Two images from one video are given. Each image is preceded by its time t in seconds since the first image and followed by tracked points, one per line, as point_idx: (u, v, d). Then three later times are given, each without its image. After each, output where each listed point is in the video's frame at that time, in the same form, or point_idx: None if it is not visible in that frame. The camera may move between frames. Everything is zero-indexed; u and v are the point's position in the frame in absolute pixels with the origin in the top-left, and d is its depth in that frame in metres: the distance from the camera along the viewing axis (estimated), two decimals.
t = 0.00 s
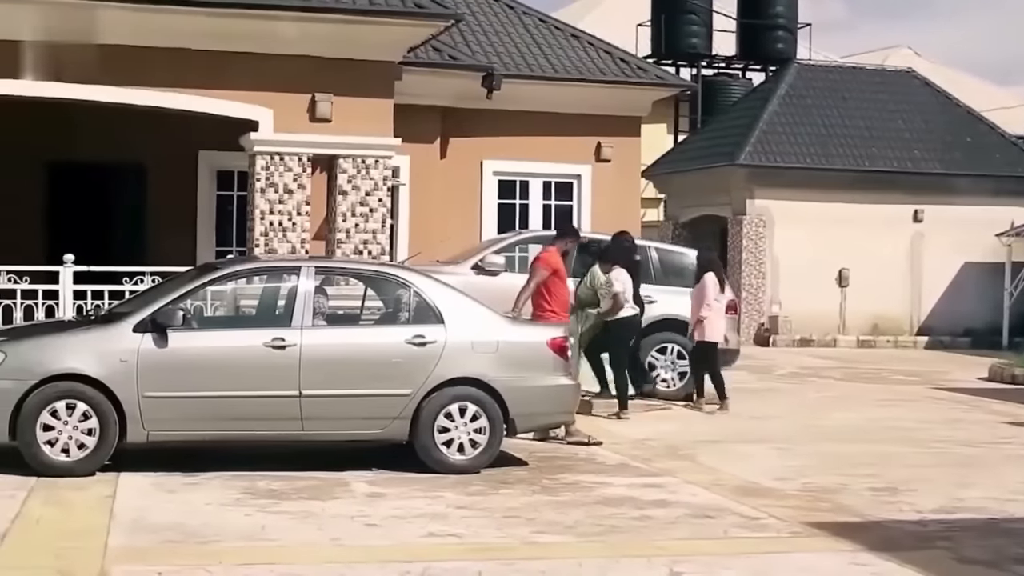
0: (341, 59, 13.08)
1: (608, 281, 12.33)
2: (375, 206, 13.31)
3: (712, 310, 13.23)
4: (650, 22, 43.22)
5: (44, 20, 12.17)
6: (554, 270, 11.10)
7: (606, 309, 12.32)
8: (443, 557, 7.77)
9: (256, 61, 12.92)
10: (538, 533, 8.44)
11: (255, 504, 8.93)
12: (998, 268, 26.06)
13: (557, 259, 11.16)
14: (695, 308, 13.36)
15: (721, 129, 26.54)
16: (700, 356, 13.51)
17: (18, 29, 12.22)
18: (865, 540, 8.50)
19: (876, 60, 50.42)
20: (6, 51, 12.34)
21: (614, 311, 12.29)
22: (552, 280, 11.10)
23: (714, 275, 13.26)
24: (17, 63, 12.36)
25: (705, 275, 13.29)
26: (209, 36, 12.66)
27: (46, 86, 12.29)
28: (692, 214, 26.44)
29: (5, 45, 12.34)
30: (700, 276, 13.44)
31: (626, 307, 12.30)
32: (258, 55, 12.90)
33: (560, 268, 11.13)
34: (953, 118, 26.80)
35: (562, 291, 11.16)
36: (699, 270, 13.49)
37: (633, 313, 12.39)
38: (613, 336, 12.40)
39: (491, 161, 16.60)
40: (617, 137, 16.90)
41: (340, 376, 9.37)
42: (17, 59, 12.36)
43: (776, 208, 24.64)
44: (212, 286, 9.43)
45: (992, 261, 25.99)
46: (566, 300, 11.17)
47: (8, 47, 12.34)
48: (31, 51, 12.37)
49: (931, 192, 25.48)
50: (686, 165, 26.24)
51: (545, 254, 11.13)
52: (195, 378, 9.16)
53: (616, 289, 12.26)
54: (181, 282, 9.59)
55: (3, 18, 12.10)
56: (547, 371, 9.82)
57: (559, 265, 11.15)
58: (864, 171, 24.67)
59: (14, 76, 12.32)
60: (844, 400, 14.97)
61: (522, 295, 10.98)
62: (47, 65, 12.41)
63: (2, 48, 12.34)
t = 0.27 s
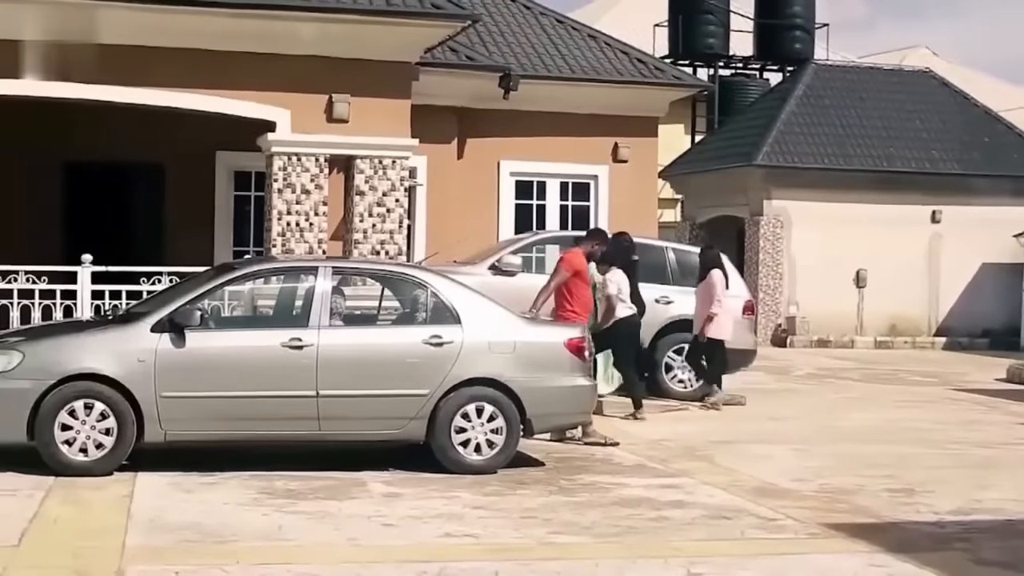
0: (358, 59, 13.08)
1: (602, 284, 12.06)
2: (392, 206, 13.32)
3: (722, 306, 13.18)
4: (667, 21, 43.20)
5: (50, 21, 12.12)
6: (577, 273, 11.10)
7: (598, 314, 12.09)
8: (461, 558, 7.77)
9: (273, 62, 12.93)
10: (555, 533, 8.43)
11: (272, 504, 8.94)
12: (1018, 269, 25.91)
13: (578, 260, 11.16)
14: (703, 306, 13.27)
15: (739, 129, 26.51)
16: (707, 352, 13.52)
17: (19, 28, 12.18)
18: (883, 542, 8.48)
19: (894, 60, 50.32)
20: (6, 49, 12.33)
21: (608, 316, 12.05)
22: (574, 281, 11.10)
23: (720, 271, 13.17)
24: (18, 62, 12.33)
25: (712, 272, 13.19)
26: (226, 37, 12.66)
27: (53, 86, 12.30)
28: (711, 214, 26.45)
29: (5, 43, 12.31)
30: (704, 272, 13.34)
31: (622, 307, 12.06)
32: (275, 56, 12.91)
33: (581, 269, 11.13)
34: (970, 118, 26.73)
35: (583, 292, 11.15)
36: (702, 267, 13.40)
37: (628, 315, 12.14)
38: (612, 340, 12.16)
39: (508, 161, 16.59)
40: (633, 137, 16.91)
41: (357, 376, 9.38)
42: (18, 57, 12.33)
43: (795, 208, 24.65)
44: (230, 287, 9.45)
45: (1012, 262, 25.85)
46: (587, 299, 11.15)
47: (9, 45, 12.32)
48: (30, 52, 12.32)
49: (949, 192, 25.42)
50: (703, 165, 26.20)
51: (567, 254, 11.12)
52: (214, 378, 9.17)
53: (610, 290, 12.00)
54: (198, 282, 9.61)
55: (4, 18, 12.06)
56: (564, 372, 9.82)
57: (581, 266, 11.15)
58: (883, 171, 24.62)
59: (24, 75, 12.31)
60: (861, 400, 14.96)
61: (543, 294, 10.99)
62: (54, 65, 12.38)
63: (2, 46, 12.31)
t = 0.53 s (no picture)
0: (372, 59, 13.08)
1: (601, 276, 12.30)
2: (406, 206, 13.31)
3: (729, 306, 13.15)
4: (681, 21, 43.18)
5: (59, 21, 12.14)
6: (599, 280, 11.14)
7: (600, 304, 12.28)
8: (475, 558, 7.76)
9: (287, 62, 12.93)
10: (569, 533, 8.43)
11: (286, 504, 8.95)
12: None
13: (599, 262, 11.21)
14: (711, 307, 13.24)
15: (752, 128, 26.49)
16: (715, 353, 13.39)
17: (27, 28, 12.19)
18: (897, 542, 8.46)
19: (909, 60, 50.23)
20: (6, 50, 12.32)
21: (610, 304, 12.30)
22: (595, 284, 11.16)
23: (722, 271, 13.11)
24: (18, 62, 12.32)
25: (714, 275, 13.09)
26: (238, 37, 12.66)
27: (62, 86, 12.32)
28: (725, 214, 26.44)
29: (5, 43, 12.32)
30: (704, 273, 13.21)
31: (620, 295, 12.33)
32: (289, 56, 12.92)
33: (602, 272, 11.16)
34: (984, 118, 26.68)
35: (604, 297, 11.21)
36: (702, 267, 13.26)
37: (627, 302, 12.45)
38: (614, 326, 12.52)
39: (521, 161, 16.59)
40: (647, 137, 16.91)
41: (371, 375, 9.39)
42: (18, 57, 12.32)
43: (808, 208, 24.62)
44: (244, 287, 9.46)
45: None
46: (607, 303, 11.14)
47: (9, 46, 12.31)
48: (30, 51, 12.31)
49: (964, 193, 25.38)
50: (717, 165, 26.18)
51: (587, 256, 11.15)
52: (229, 378, 9.19)
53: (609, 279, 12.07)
54: (213, 282, 9.63)
55: (5, 18, 12.06)
56: (578, 372, 9.82)
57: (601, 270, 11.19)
58: (897, 171, 24.58)
59: (33, 75, 12.32)
60: (875, 401, 14.95)
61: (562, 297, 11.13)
62: (61, 65, 12.40)
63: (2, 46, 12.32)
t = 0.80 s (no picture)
0: (384, 60, 13.09)
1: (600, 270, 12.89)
2: (418, 206, 13.32)
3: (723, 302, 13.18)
4: (694, 21, 43.13)
5: (65, 20, 12.15)
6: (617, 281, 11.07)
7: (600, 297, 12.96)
8: (488, 557, 7.75)
9: (299, 62, 12.94)
10: (581, 533, 8.42)
11: (298, 503, 8.95)
12: None
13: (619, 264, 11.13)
14: (705, 304, 13.21)
15: (765, 129, 26.46)
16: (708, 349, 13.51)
17: (39, 28, 12.21)
18: (910, 543, 8.43)
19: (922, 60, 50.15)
20: (5, 51, 12.33)
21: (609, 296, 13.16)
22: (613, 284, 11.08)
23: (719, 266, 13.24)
24: (17, 63, 12.33)
25: (711, 270, 13.20)
26: (250, 36, 12.67)
27: (75, 87, 12.35)
28: (738, 214, 26.40)
29: (5, 44, 12.32)
30: (702, 271, 13.36)
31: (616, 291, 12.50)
32: (302, 56, 12.93)
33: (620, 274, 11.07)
34: (998, 119, 26.62)
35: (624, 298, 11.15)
36: (700, 265, 13.44)
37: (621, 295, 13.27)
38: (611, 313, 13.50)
39: (534, 161, 16.58)
40: (659, 137, 16.90)
41: (383, 375, 9.40)
42: (18, 58, 12.33)
43: (821, 209, 24.58)
44: (256, 287, 9.46)
45: None
46: (625, 306, 11.07)
47: (10, 46, 12.32)
48: (30, 51, 12.31)
49: (977, 193, 25.33)
50: (730, 165, 26.16)
51: (608, 257, 11.04)
52: (243, 378, 9.20)
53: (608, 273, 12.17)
54: (225, 282, 9.64)
55: (4, 18, 12.08)
56: (590, 371, 9.81)
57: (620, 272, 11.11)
58: (911, 171, 24.54)
59: (42, 75, 12.33)
60: (887, 401, 14.94)
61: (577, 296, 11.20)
62: (74, 65, 12.43)
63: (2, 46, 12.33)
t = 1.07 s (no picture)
0: (395, 60, 13.09)
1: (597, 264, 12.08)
2: (429, 206, 13.32)
3: (708, 299, 13.19)
4: (704, 21, 43.10)
5: (72, 20, 12.17)
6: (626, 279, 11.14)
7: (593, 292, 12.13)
8: (498, 557, 7.73)
9: (310, 62, 12.94)
10: (592, 533, 8.40)
11: (309, 502, 8.95)
12: None
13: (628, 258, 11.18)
14: (692, 296, 13.25)
15: (776, 128, 26.44)
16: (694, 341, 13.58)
17: (52, 28, 12.23)
18: (922, 543, 8.41)
19: (933, 60, 50.06)
20: (5, 50, 12.36)
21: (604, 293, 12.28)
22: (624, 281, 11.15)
23: (713, 265, 13.17)
24: (18, 62, 12.36)
25: (704, 265, 13.17)
26: (259, 36, 12.68)
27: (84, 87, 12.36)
28: (749, 213, 26.35)
29: (5, 43, 12.35)
30: (697, 264, 13.35)
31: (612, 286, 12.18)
32: (313, 56, 12.93)
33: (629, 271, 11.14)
34: (1009, 118, 26.56)
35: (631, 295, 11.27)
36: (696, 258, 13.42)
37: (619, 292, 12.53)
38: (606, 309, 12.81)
39: (545, 161, 16.59)
40: (670, 137, 16.90)
41: (395, 375, 9.40)
42: (18, 57, 12.36)
43: (832, 208, 24.55)
44: (268, 286, 9.47)
45: None
46: (639, 306, 11.11)
47: (9, 46, 12.35)
48: (30, 50, 12.34)
49: (989, 192, 25.27)
50: (742, 165, 26.14)
51: (621, 257, 11.05)
52: (254, 378, 9.21)
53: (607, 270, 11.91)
54: (236, 282, 9.65)
55: (4, 18, 12.11)
56: (602, 371, 9.81)
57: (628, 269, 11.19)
58: (923, 171, 24.51)
59: (54, 76, 12.36)
60: (899, 402, 14.91)
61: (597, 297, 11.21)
62: (85, 65, 12.45)
63: (1, 46, 12.35)
